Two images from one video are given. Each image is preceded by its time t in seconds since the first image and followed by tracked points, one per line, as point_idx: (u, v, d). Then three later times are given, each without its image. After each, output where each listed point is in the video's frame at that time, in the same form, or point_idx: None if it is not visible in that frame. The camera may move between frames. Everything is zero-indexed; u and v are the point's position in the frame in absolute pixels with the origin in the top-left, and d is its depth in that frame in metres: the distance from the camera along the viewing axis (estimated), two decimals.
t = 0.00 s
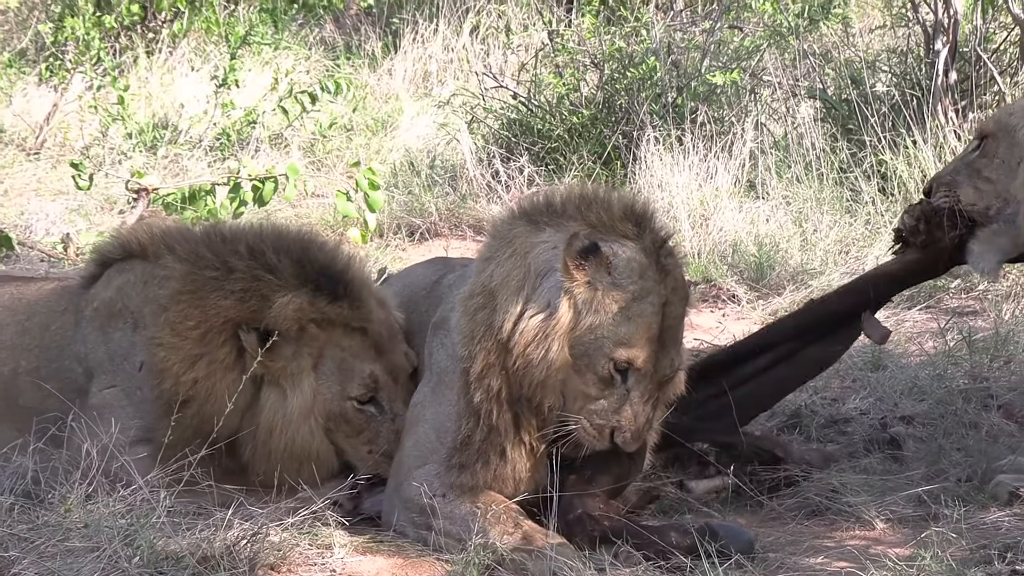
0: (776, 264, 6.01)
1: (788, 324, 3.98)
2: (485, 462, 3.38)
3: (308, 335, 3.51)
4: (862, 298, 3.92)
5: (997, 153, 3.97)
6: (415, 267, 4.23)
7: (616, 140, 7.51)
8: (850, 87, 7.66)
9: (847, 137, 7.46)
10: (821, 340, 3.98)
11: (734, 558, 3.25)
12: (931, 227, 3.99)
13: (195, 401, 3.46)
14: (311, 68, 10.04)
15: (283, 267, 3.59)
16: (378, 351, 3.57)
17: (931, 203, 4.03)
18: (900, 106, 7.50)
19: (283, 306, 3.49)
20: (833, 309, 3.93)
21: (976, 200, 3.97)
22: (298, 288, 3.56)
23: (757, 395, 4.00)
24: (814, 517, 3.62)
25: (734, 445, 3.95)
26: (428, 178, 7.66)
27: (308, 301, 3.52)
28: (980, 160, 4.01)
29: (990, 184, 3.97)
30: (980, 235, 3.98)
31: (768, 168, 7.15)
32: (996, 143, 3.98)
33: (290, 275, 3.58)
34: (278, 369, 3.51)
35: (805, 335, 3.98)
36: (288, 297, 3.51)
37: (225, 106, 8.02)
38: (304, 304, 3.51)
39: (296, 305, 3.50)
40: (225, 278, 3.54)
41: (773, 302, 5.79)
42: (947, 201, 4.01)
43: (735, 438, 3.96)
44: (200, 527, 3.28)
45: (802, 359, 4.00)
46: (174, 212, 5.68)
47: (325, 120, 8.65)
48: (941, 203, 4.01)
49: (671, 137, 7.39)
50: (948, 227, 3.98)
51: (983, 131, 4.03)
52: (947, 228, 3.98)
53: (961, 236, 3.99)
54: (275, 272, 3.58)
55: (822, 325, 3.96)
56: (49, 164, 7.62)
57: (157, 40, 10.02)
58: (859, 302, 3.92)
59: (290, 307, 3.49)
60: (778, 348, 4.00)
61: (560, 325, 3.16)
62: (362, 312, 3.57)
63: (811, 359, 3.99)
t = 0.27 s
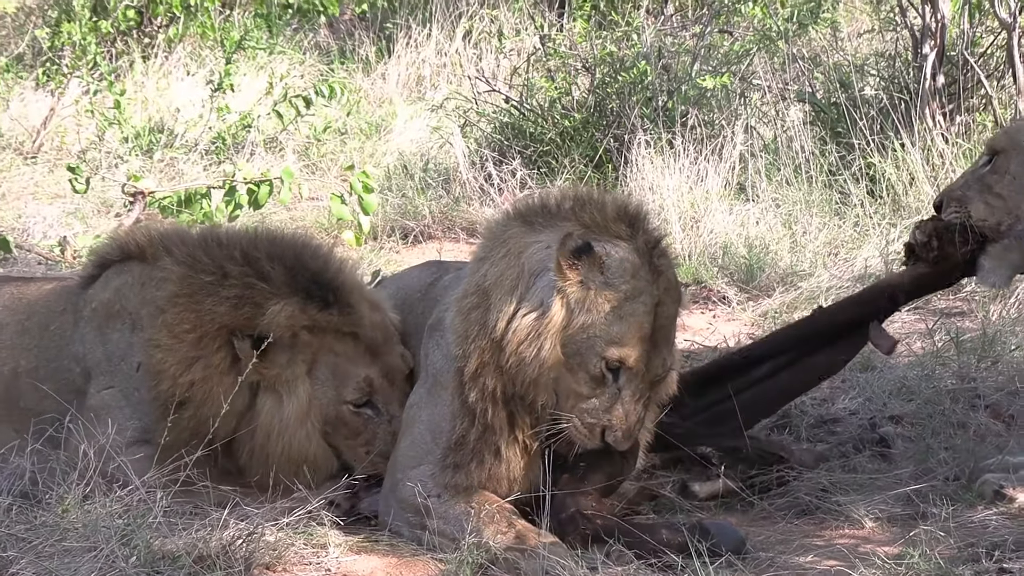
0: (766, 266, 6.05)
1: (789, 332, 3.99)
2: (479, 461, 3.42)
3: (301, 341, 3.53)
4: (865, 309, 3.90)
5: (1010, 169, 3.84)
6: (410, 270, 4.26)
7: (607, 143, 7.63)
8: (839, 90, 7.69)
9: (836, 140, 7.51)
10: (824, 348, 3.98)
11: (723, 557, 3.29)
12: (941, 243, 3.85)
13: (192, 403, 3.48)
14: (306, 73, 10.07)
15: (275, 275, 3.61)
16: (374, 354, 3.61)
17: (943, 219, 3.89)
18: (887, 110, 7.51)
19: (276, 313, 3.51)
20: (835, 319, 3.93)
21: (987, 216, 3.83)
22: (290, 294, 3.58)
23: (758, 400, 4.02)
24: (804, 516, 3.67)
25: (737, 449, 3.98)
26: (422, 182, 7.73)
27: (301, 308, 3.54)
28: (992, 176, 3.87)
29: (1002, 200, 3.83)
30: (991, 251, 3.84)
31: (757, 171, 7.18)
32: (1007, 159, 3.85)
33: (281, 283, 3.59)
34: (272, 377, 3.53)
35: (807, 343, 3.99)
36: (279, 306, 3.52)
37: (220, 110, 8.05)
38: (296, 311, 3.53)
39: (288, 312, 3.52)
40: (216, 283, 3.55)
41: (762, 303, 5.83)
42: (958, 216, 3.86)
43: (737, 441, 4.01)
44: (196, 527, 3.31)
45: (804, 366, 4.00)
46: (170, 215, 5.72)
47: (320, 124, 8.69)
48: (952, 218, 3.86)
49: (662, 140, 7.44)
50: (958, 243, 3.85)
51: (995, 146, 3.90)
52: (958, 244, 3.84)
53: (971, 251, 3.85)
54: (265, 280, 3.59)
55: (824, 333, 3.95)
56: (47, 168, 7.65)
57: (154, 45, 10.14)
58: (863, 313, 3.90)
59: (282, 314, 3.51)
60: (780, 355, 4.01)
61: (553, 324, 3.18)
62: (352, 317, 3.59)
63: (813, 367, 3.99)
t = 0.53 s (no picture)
0: (755, 266, 6.10)
1: (795, 335, 4.09)
2: (472, 457, 3.44)
3: (304, 342, 3.56)
4: (869, 313, 4.02)
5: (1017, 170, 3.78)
6: (408, 274, 4.31)
7: (599, 145, 7.68)
8: (827, 93, 7.80)
9: (825, 142, 7.57)
10: (830, 350, 4.09)
11: (714, 553, 3.34)
12: (947, 241, 3.90)
13: (192, 401, 3.50)
14: (301, 76, 10.08)
15: (277, 277, 3.63)
16: (374, 355, 3.63)
17: (951, 217, 3.87)
18: (876, 112, 7.64)
19: (279, 315, 3.54)
20: (840, 321, 4.04)
21: (994, 217, 3.77)
22: (294, 295, 3.60)
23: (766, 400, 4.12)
24: (794, 513, 3.73)
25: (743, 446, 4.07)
26: (416, 184, 7.81)
27: (302, 310, 3.56)
28: (1000, 177, 3.81)
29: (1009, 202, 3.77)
30: (996, 252, 3.79)
31: (746, 173, 7.23)
32: (1015, 162, 3.78)
33: (285, 284, 3.62)
34: (275, 377, 3.57)
35: (811, 347, 4.09)
36: (283, 306, 3.55)
37: (216, 113, 8.09)
38: (300, 313, 3.56)
39: (291, 314, 3.55)
40: (217, 286, 3.57)
41: (751, 303, 5.88)
42: (965, 218, 3.82)
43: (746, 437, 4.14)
44: (193, 525, 3.35)
45: (811, 367, 4.11)
46: (167, 217, 5.76)
47: (315, 126, 8.74)
48: (959, 219, 3.83)
49: (652, 142, 7.50)
50: (965, 243, 3.85)
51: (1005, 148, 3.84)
52: (963, 244, 3.85)
53: (977, 253, 3.83)
54: (269, 283, 3.62)
55: (830, 335, 4.06)
56: (45, 171, 7.69)
57: (150, 50, 10.19)
58: (869, 315, 4.02)
59: (286, 315, 3.54)
60: (786, 357, 4.11)
61: (542, 316, 3.16)
62: (355, 319, 3.62)
63: (820, 367, 4.10)
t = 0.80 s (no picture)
0: (744, 266, 6.16)
1: (791, 331, 4.10)
2: (465, 450, 3.46)
3: (302, 352, 3.59)
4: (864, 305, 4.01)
5: (1016, 155, 3.77)
6: (412, 271, 4.37)
7: (589, 147, 7.73)
8: (814, 95, 7.87)
9: (812, 143, 7.62)
10: (829, 344, 4.09)
11: (703, 546, 3.41)
12: (947, 227, 3.88)
13: (193, 399, 3.53)
14: (296, 80, 10.14)
15: (277, 283, 3.66)
16: (373, 358, 3.66)
17: (948, 202, 3.87)
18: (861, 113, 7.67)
19: (274, 327, 3.56)
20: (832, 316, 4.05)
21: (993, 202, 3.77)
22: (292, 303, 3.62)
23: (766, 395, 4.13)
24: (782, 508, 3.80)
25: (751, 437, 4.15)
26: (409, 185, 7.87)
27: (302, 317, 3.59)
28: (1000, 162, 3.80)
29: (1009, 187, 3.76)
30: (996, 236, 3.79)
31: (735, 173, 7.30)
32: (1016, 146, 3.76)
33: (279, 295, 3.64)
34: (276, 388, 3.60)
35: (810, 341, 4.10)
36: (278, 318, 3.57)
37: (213, 116, 8.14)
38: (295, 324, 3.58)
39: (286, 326, 3.57)
40: (219, 291, 3.60)
41: (740, 302, 5.94)
42: (966, 203, 3.80)
43: (751, 431, 4.16)
44: (191, 522, 3.41)
45: (809, 361, 4.11)
46: (164, 219, 5.80)
47: (309, 129, 8.80)
48: (959, 204, 3.82)
49: (642, 144, 7.57)
50: (965, 228, 3.84)
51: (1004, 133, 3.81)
52: (963, 229, 3.83)
53: (978, 238, 3.82)
54: (269, 290, 3.64)
55: (825, 329, 4.06)
56: (44, 173, 7.74)
57: (147, 53, 10.26)
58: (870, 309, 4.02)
59: (280, 327, 3.56)
60: (785, 351, 4.12)
61: (527, 306, 3.13)
62: (348, 325, 3.64)
63: (819, 361, 4.11)
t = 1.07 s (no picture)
0: (733, 265, 6.21)
1: (785, 329, 4.10)
2: (456, 450, 3.51)
3: (309, 348, 3.65)
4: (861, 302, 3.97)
5: (996, 166, 3.60)
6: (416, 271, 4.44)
7: (580, 148, 7.78)
8: (802, 97, 7.90)
9: (800, 145, 7.63)
10: (818, 341, 4.07)
11: (694, 541, 3.47)
12: (928, 238, 3.78)
13: (196, 394, 3.59)
14: (292, 83, 10.20)
15: (286, 283, 3.73)
16: (377, 359, 3.73)
17: (928, 213, 3.77)
18: (849, 115, 7.70)
19: (285, 321, 3.64)
20: (831, 311, 4.01)
21: (974, 212, 3.64)
22: (302, 301, 3.70)
23: (754, 393, 4.17)
24: (772, 504, 3.86)
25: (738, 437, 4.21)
26: (403, 186, 7.94)
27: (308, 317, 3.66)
28: (979, 172, 3.64)
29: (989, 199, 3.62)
30: (978, 245, 3.68)
31: (724, 175, 7.38)
32: (995, 156, 3.60)
33: (292, 291, 3.72)
34: (282, 379, 3.64)
35: (799, 338, 4.09)
36: (289, 313, 3.65)
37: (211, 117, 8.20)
38: (305, 319, 3.66)
39: (298, 320, 3.64)
40: (225, 285, 3.68)
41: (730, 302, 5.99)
42: (947, 212, 3.70)
43: (739, 430, 4.22)
44: (189, 519, 3.45)
45: (800, 359, 4.11)
46: (162, 219, 5.88)
47: (305, 131, 8.86)
48: (940, 215, 3.71)
49: (633, 145, 7.64)
50: (945, 238, 3.74)
51: (983, 142, 3.64)
52: (945, 238, 3.74)
53: (960, 245, 3.72)
54: (277, 288, 3.71)
55: (818, 327, 4.05)
56: (43, 174, 7.79)
57: (145, 57, 10.32)
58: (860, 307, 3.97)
59: (291, 322, 3.64)
60: (774, 349, 4.12)
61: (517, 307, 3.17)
62: (360, 328, 3.71)
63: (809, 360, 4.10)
